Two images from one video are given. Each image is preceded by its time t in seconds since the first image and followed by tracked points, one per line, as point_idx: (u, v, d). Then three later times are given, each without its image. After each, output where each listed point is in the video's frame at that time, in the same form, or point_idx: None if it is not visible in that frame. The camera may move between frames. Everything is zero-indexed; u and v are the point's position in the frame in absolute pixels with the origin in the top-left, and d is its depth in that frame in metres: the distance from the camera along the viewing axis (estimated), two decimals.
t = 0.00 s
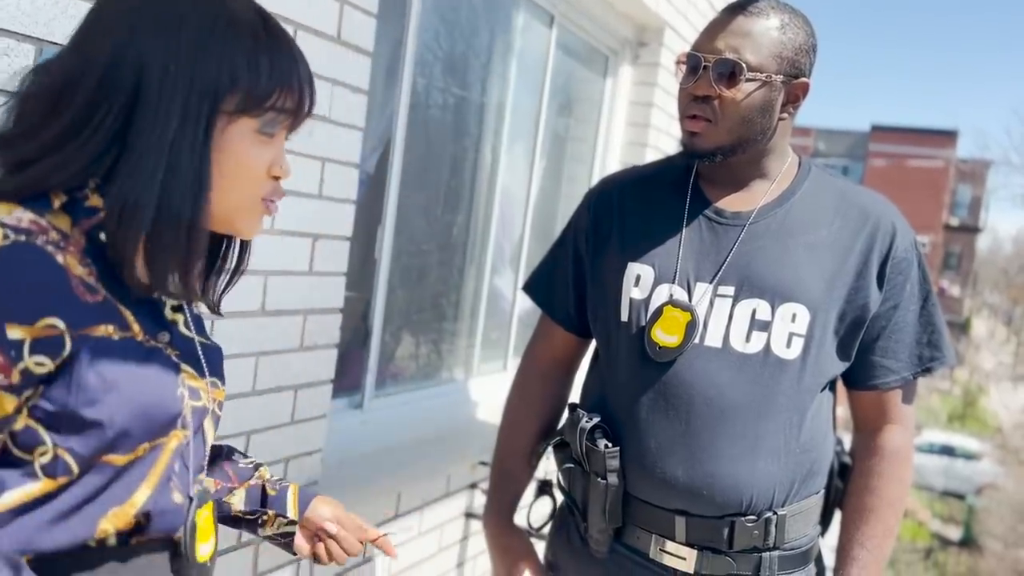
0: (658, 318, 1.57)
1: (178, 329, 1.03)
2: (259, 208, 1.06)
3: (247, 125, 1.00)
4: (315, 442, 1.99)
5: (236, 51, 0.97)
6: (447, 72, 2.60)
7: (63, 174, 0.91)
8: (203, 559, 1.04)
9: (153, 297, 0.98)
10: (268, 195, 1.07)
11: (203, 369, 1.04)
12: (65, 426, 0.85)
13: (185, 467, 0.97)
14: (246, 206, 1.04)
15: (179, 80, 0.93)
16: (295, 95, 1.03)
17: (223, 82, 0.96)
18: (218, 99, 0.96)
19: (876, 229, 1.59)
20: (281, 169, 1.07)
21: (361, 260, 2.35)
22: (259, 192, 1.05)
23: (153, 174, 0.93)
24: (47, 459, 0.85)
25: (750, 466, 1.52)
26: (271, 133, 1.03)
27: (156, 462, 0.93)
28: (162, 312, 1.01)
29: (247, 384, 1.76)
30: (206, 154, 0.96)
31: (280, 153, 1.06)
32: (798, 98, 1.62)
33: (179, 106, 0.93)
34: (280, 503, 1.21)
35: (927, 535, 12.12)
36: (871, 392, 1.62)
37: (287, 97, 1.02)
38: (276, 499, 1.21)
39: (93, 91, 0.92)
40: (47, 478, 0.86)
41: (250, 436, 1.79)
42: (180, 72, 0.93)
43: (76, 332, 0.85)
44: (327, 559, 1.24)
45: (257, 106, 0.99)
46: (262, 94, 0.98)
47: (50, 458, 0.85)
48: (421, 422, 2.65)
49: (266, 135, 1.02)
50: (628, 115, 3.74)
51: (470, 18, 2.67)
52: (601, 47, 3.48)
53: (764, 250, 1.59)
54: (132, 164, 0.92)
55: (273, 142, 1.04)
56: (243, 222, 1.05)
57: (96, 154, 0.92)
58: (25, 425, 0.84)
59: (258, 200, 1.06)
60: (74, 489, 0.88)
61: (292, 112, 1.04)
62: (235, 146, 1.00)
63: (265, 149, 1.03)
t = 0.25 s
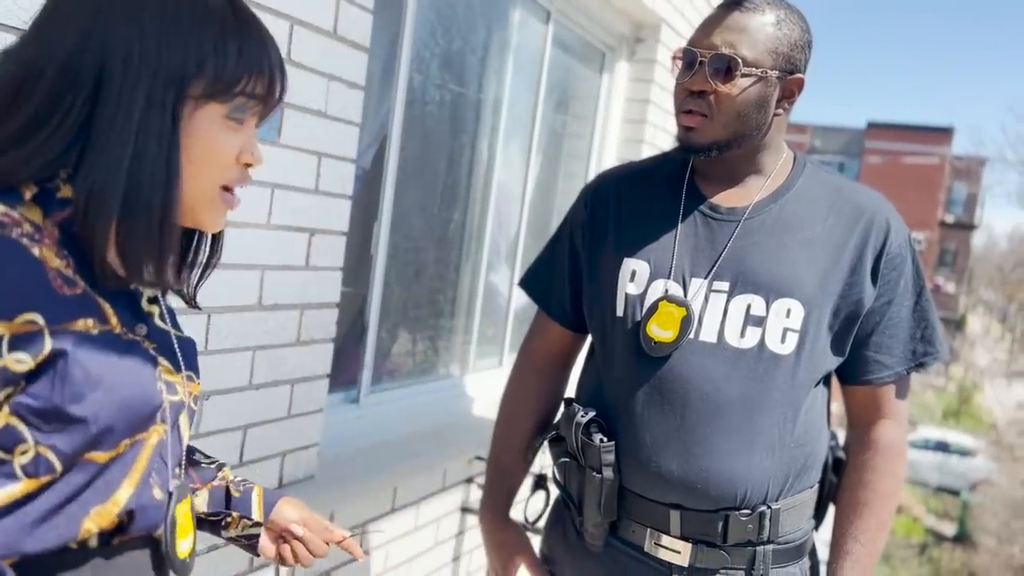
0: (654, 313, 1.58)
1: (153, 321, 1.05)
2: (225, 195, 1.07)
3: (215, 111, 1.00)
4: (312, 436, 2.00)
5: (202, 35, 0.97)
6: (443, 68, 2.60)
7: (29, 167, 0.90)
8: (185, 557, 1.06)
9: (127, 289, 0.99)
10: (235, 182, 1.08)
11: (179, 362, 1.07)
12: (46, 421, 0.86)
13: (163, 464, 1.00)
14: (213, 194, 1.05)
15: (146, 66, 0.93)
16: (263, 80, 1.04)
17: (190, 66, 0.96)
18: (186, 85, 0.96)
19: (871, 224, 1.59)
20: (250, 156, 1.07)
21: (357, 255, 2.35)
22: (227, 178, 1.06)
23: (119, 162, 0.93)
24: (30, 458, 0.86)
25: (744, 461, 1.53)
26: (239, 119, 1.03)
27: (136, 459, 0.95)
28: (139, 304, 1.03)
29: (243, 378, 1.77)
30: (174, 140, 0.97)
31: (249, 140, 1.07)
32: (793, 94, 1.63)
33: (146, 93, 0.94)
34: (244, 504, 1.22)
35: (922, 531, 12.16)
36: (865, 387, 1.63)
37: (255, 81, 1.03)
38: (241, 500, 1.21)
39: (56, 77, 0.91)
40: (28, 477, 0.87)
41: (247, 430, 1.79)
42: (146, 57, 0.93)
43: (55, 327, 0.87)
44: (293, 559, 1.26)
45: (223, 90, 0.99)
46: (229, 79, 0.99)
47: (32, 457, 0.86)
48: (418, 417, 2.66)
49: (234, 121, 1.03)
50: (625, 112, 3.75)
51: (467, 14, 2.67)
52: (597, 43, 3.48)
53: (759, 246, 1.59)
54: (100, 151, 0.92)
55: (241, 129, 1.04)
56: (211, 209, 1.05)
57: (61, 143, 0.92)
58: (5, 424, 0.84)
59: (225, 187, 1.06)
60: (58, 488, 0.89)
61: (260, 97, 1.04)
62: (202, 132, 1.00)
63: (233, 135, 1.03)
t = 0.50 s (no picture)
0: (650, 307, 1.58)
1: (132, 352, 1.00)
2: (212, 226, 1.01)
3: (201, 142, 0.95)
4: (308, 431, 2.00)
5: (188, 63, 0.92)
6: (439, 63, 2.60)
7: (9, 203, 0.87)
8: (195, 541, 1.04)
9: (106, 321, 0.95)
10: (222, 212, 1.01)
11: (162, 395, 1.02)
12: (22, 468, 0.81)
13: (144, 500, 0.92)
14: (200, 226, 0.99)
15: (127, 99, 0.89)
16: (250, 108, 0.98)
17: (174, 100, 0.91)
18: (171, 116, 0.91)
19: (866, 219, 1.60)
20: (237, 186, 1.01)
21: (353, 251, 2.35)
22: (212, 209, 0.99)
23: (101, 199, 0.88)
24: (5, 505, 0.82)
25: (739, 455, 1.53)
26: (226, 148, 0.98)
27: (116, 498, 0.87)
28: (117, 337, 0.98)
29: (240, 373, 1.77)
30: (158, 174, 0.92)
31: (235, 169, 1.01)
32: (789, 89, 1.63)
33: (129, 125, 0.89)
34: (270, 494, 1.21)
35: (916, 526, 12.20)
36: (860, 382, 1.64)
37: (244, 110, 0.98)
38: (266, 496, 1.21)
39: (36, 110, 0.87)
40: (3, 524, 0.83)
41: (243, 424, 1.79)
42: (127, 90, 0.89)
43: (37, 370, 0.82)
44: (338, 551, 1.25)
45: (210, 122, 0.94)
46: (215, 110, 0.94)
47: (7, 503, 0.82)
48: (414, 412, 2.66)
49: (220, 151, 0.97)
50: (621, 107, 3.75)
51: (462, 9, 2.67)
52: (593, 39, 3.48)
53: (755, 241, 1.60)
54: (80, 187, 0.88)
55: (227, 158, 0.99)
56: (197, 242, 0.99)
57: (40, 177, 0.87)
58: None
59: (212, 218, 1.00)
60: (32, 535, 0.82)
61: (248, 125, 0.99)
62: (188, 163, 0.94)
63: (220, 165, 0.98)
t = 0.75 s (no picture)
0: (644, 302, 1.59)
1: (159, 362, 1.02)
2: (228, 225, 1.02)
3: (201, 137, 0.95)
4: (303, 426, 2.00)
5: (180, 57, 0.92)
6: (433, 58, 2.60)
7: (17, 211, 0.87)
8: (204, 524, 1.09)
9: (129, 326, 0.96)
10: (236, 208, 1.02)
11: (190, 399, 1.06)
12: (67, 481, 0.84)
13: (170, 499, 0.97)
14: (212, 222, 0.99)
15: (116, 103, 0.89)
16: (250, 101, 0.99)
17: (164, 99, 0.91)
18: (168, 112, 0.91)
19: (859, 215, 1.61)
20: (248, 181, 1.02)
21: (347, 247, 2.35)
22: (223, 206, 1.00)
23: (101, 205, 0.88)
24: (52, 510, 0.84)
25: (732, 450, 1.54)
26: (230, 144, 0.98)
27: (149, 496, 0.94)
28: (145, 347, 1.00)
29: (234, 368, 1.77)
30: (156, 175, 0.91)
31: (246, 164, 1.01)
32: (783, 84, 1.63)
33: (125, 124, 0.89)
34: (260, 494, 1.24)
35: (908, 521, 12.26)
36: (853, 376, 1.65)
37: (243, 102, 0.98)
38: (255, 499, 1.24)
39: (42, 127, 0.88)
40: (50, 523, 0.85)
41: (238, 419, 1.79)
42: (115, 94, 0.89)
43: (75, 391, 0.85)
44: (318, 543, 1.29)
45: (206, 117, 0.94)
46: (207, 104, 0.94)
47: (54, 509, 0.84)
48: (409, 407, 2.66)
49: (224, 145, 0.98)
50: (615, 103, 3.75)
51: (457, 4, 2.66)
52: (588, 34, 3.48)
53: (749, 236, 1.60)
54: (84, 188, 0.88)
55: (233, 154, 0.99)
56: (211, 238, 1.00)
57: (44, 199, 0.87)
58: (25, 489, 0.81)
59: (227, 216, 1.01)
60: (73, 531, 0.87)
61: (249, 119, 0.99)
62: (191, 158, 0.95)
63: (224, 160, 0.98)
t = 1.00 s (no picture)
0: (638, 300, 1.59)
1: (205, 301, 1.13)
2: (251, 168, 1.12)
3: (232, 85, 1.05)
4: (298, 423, 2.00)
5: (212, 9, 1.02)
6: (427, 54, 2.60)
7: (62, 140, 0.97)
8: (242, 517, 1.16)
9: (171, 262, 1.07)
10: (260, 154, 1.12)
11: (235, 339, 1.17)
12: (97, 394, 0.93)
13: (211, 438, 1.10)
14: (236, 163, 1.09)
15: (150, 43, 0.99)
16: (278, 52, 1.08)
17: (195, 41, 1.01)
18: (198, 57, 1.01)
19: (852, 212, 1.61)
20: (276, 129, 1.12)
21: (342, 244, 2.35)
22: (249, 149, 1.10)
23: (128, 134, 0.98)
24: (88, 424, 0.94)
25: (727, 446, 1.55)
26: (259, 92, 1.08)
27: (190, 431, 1.05)
28: (190, 286, 1.11)
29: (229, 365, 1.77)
30: (180, 110, 1.01)
31: (275, 113, 1.11)
32: (777, 82, 1.63)
33: (156, 65, 0.99)
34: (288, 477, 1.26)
35: (901, 517, 12.31)
36: (847, 373, 1.66)
37: (272, 53, 1.08)
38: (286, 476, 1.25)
39: (88, 65, 0.99)
40: (88, 444, 0.95)
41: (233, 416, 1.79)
42: (150, 33, 0.99)
43: (88, 310, 0.92)
44: None
45: (236, 63, 1.04)
46: (235, 49, 1.04)
47: (90, 424, 0.94)
48: (403, 404, 2.66)
49: (252, 93, 1.07)
50: (610, 99, 3.75)
51: None
52: (582, 30, 3.48)
53: (743, 233, 1.61)
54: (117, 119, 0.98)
55: (262, 102, 1.09)
56: (238, 180, 1.11)
57: (83, 116, 0.98)
58: (61, 396, 0.91)
59: (251, 158, 1.11)
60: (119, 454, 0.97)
61: (277, 70, 1.09)
62: (219, 103, 1.05)
63: (251, 106, 1.08)
